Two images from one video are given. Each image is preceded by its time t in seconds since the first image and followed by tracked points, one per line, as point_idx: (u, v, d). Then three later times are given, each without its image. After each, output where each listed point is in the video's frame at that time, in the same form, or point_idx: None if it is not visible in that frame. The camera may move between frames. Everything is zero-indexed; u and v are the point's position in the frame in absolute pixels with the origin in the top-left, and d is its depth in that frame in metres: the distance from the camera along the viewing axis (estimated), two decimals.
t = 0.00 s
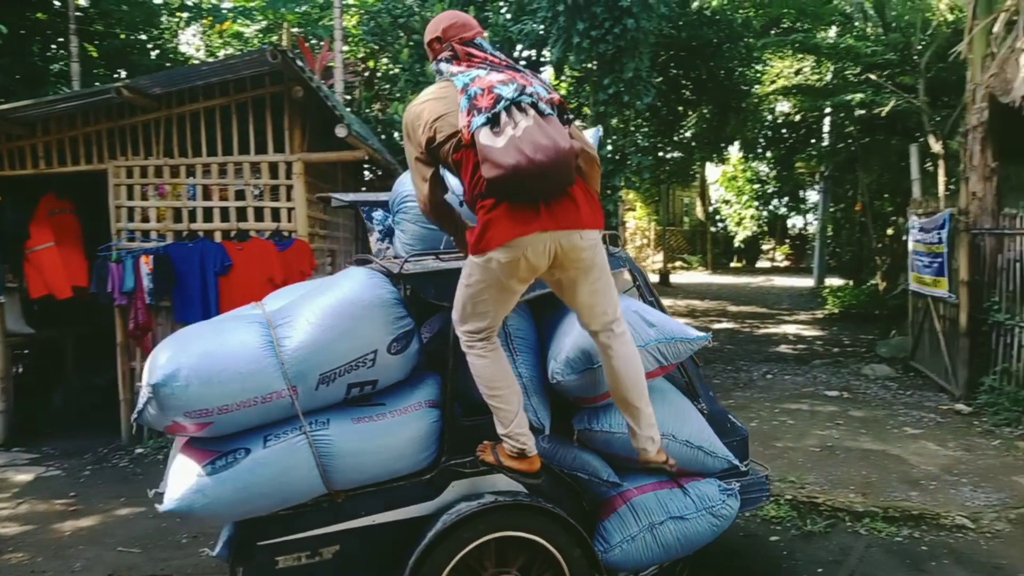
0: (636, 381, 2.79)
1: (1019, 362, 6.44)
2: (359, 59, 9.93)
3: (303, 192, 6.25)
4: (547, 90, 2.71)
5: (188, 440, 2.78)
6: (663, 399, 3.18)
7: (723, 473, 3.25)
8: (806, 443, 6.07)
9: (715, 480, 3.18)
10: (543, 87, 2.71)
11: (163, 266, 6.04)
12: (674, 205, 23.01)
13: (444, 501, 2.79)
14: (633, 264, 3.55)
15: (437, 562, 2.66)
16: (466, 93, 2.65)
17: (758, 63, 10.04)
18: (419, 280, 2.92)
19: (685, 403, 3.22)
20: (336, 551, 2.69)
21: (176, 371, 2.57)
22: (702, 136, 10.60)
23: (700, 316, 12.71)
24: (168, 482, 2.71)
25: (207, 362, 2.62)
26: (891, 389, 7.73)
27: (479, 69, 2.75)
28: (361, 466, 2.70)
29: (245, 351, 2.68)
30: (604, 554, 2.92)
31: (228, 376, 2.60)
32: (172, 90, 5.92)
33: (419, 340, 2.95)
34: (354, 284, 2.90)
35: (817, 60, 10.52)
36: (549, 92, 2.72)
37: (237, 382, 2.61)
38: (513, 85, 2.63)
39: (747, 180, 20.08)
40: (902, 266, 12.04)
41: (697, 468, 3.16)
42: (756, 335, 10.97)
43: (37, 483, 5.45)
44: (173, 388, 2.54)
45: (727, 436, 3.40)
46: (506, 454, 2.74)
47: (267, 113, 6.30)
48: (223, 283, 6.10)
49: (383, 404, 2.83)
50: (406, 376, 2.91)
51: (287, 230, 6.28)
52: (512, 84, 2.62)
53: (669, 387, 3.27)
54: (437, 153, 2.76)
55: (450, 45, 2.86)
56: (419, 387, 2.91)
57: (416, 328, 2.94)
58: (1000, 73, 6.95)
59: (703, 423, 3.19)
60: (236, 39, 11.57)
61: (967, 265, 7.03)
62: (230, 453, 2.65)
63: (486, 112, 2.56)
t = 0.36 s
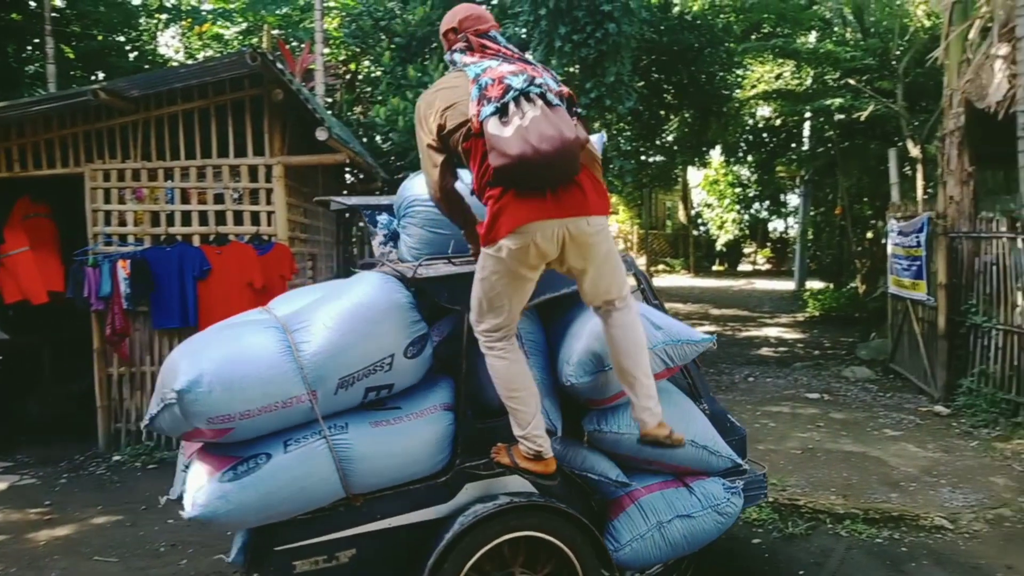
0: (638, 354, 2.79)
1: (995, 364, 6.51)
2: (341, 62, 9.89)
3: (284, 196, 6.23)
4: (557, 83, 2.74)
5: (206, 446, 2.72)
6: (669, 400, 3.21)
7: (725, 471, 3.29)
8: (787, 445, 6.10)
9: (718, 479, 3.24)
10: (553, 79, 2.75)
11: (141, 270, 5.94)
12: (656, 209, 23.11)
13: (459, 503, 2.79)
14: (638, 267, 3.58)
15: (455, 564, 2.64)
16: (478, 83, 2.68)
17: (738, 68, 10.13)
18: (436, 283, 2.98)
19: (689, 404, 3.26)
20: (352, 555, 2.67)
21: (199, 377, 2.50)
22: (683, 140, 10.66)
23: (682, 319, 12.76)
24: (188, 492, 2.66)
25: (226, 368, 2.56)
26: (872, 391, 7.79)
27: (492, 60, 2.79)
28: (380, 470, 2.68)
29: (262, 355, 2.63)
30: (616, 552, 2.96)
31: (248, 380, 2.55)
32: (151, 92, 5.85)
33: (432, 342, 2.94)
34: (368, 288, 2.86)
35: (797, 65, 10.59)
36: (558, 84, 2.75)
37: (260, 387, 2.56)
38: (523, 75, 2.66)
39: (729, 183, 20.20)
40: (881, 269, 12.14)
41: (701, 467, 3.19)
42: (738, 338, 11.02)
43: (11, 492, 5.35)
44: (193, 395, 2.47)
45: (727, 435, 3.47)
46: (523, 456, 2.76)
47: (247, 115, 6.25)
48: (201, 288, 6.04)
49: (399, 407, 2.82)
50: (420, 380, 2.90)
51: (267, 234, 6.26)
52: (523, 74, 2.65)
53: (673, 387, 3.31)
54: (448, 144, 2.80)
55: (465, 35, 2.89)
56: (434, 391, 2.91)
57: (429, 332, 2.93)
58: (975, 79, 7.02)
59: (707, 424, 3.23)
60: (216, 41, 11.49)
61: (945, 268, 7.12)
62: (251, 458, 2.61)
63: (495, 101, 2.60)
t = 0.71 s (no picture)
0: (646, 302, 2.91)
1: (966, 367, 6.65)
2: (320, 69, 9.92)
3: (262, 203, 6.25)
4: (576, 80, 2.81)
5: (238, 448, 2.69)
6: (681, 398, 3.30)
7: (732, 466, 3.40)
8: (765, 447, 6.18)
9: (727, 475, 3.35)
10: (572, 76, 2.81)
11: (119, 277, 5.91)
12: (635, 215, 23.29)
13: (486, 501, 2.83)
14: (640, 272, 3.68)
15: (486, 560, 2.71)
16: (498, 78, 2.78)
17: (714, 76, 10.28)
18: (457, 289, 2.93)
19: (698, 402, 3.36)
20: (384, 554, 2.68)
21: (244, 382, 2.49)
22: (660, 147, 10.79)
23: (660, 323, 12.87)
24: (226, 498, 2.63)
25: (267, 371, 2.55)
26: (847, 394, 7.91)
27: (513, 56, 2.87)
28: (417, 470, 2.72)
29: (300, 359, 2.64)
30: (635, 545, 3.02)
31: (291, 383, 2.55)
32: (127, 98, 5.82)
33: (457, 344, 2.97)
34: (398, 293, 2.90)
35: (771, 74, 10.74)
36: (576, 80, 2.82)
37: (302, 391, 2.57)
38: (541, 71, 2.73)
39: (706, 190, 20.44)
40: (855, 273, 12.33)
41: (710, 462, 3.30)
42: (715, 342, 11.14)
43: None
44: (237, 398, 2.46)
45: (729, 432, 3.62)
46: (549, 454, 2.85)
47: (225, 122, 6.25)
48: (178, 294, 6.02)
49: (429, 408, 2.86)
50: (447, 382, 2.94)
51: (245, 241, 6.26)
52: (541, 71, 2.73)
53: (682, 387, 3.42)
54: (470, 135, 2.92)
55: (494, 32, 2.94)
56: (461, 392, 2.97)
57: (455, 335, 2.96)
58: (943, 87, 7.18)
59: (715, 421, 3.34)
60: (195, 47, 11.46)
61: (916, 273, 7.28)
62: (293, 460, 2.61)
63: (512, 96, 2.69)
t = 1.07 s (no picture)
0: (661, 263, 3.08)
1: (946, 368, 6.74)
2: (305, 73, 9.90)
3: (246, 208, 6.25)
4: (598, 84, 2.87)
5: (279, 448, 2.71)
6: (693, 394, 3.47)
7: (740, 459, 3.58)
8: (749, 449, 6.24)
9: (735, 467, 3.54)
10: (595, 80, 2.88)
11: (102, 284, 5.87)
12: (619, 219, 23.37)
13: (513, 496, 2.92)
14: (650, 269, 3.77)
15: (521, 552, 2.79)
16: (523, 78, 2.85)
17: (697, 82, 10.36)
18: (488, 291, 2.98)
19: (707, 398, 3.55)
20: (416, 550, 2.72)
21: (294, 382, 2.51)
22: (643, 151, 10.85)
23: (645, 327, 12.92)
24: (269, 495, 2.64)
25: (314, 370, 2.58)
26: (829, 395, 7.99)
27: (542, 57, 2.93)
28: (453, 466, 2.79)
29: (343, 358, 2.67)
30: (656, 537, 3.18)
31: (336, 382, 2.59)
32: (109, 103, 5.78)
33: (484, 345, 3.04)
34: (431, 293, 2.95)
35: (753, 79, 10.86)
36: (598, 83, 2.88)
37: (348, 390, 2.61)
38: (564, 74, 2.80)
39: (689, 194, 20.57)
40: (836, 276, 12.46)
41: (720, 456, 3.48)
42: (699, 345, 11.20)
43: None
44: (287, 397, 2.49)
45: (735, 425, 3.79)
46: (577, 449, 3.00)
47: (207, 127, 6.24)
48: (162, 300, 5.98)
49: (460, 406, 2.94)
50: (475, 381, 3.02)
51: (229, 246, 6.25)
52: (564, 74, 2.79)
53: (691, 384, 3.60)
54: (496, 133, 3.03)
55: (529, 32, 2.99)
56: (489, 390, 3.05)
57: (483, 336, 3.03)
58: (921, 92, 7.29)
59: (724, 416, 3.53)
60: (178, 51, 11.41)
61: (896, 275, 7.38)
62: (338, 457, 2.63)
63: (533, 98, 2.78)
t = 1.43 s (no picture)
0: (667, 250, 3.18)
1: (934, 369, 6.77)
2: (293, 75, 9.85)
3: (232, 210, 6.22)
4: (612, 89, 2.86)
5: (302, 450, 2.68)
6: (697, 392, 3.49)
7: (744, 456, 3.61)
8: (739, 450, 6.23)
9: (740, 464, 3.56)
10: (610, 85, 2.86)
11: (86, 288, 5.81)
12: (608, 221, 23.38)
13: (531, 495, 2.91)
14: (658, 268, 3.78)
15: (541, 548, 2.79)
16: (539, 80, 2.84)
17: (686, 83, 10.36)
18: (502, 290, 2.99)
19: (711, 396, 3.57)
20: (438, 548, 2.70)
21: (323, 382, 2.50)
22: (632, 153, 10.86)
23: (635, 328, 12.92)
24: (293, 496, 2.60)
25: (341, 371, 2.57)
26: (818, 396, 8.00)
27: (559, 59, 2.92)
28: (474, 465, 2.78)
29: (367, 359, 2.66)
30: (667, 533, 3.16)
31: (363, 382, 2.58)
32: (94, 105, 5.73)
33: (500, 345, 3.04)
34: (450, 294, 2.94)
35: (741, 81, 10.89)
36: (612, 88, 2.87)
37: (375, 391, 2.60)
38: (579, 78, 2.78)
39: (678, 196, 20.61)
40: (824, 277, 12.50)
41: (725, 453, 3.49)
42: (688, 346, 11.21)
43: None
44: (317, 397, 2.47)
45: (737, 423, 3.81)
46: (593, 447, 3.02)
47: (193, 129, 6.19)
48: (148, 305, 5.93)
49: (477, 406, 2.92)
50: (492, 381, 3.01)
51: (217, 249, 6.22)
52: (579, 77, 2.78)
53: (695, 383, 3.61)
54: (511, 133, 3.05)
55: (551, 34, 2.96)
56: (504, 390, 3.04)
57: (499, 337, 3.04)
58: (908, 94, 7.32)
59: (728, 413, 3.55)
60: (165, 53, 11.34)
61: (884, 276, 7.41)
62: (364, 457, 2.61)
63: (548, 100, 2.78)
